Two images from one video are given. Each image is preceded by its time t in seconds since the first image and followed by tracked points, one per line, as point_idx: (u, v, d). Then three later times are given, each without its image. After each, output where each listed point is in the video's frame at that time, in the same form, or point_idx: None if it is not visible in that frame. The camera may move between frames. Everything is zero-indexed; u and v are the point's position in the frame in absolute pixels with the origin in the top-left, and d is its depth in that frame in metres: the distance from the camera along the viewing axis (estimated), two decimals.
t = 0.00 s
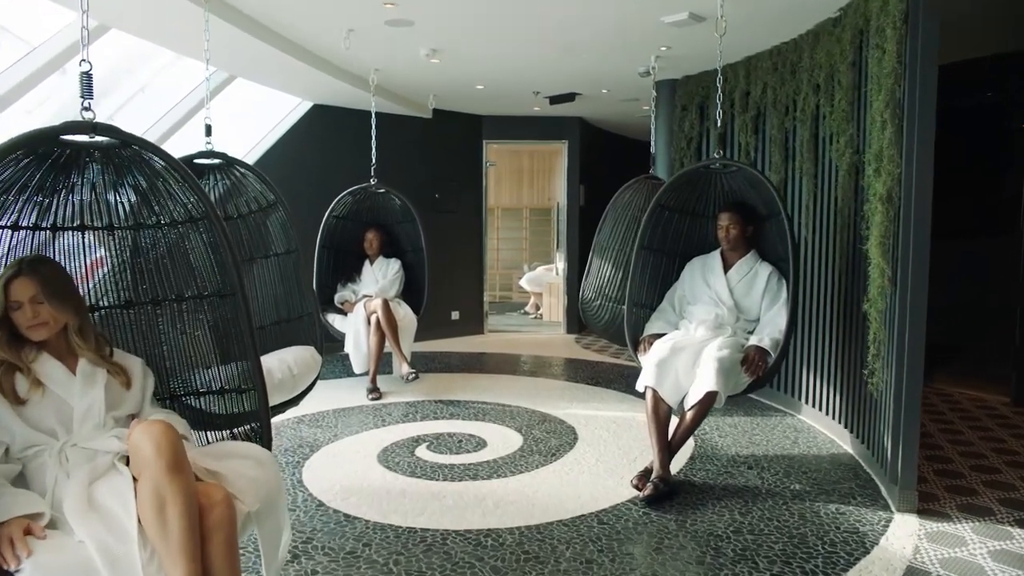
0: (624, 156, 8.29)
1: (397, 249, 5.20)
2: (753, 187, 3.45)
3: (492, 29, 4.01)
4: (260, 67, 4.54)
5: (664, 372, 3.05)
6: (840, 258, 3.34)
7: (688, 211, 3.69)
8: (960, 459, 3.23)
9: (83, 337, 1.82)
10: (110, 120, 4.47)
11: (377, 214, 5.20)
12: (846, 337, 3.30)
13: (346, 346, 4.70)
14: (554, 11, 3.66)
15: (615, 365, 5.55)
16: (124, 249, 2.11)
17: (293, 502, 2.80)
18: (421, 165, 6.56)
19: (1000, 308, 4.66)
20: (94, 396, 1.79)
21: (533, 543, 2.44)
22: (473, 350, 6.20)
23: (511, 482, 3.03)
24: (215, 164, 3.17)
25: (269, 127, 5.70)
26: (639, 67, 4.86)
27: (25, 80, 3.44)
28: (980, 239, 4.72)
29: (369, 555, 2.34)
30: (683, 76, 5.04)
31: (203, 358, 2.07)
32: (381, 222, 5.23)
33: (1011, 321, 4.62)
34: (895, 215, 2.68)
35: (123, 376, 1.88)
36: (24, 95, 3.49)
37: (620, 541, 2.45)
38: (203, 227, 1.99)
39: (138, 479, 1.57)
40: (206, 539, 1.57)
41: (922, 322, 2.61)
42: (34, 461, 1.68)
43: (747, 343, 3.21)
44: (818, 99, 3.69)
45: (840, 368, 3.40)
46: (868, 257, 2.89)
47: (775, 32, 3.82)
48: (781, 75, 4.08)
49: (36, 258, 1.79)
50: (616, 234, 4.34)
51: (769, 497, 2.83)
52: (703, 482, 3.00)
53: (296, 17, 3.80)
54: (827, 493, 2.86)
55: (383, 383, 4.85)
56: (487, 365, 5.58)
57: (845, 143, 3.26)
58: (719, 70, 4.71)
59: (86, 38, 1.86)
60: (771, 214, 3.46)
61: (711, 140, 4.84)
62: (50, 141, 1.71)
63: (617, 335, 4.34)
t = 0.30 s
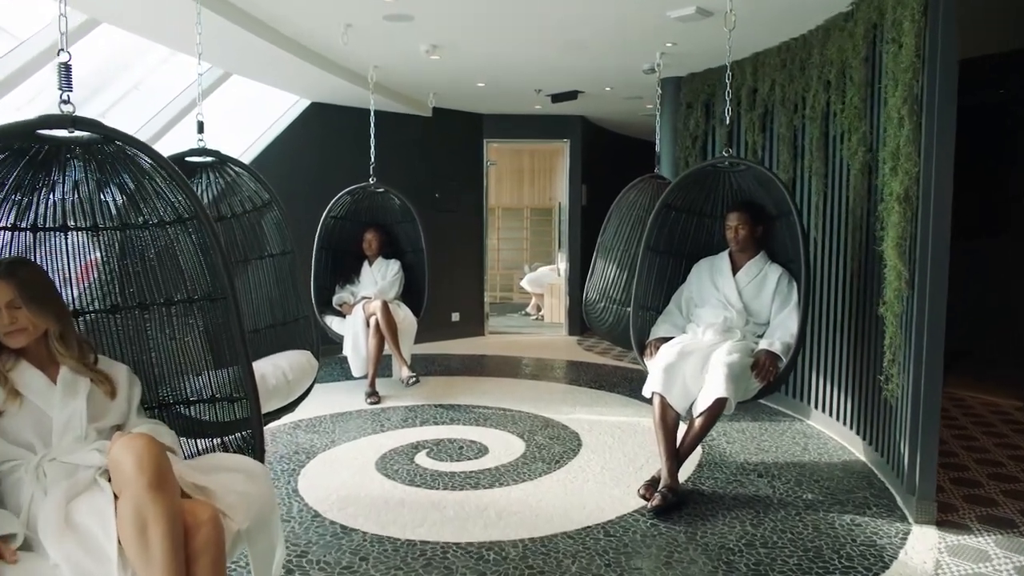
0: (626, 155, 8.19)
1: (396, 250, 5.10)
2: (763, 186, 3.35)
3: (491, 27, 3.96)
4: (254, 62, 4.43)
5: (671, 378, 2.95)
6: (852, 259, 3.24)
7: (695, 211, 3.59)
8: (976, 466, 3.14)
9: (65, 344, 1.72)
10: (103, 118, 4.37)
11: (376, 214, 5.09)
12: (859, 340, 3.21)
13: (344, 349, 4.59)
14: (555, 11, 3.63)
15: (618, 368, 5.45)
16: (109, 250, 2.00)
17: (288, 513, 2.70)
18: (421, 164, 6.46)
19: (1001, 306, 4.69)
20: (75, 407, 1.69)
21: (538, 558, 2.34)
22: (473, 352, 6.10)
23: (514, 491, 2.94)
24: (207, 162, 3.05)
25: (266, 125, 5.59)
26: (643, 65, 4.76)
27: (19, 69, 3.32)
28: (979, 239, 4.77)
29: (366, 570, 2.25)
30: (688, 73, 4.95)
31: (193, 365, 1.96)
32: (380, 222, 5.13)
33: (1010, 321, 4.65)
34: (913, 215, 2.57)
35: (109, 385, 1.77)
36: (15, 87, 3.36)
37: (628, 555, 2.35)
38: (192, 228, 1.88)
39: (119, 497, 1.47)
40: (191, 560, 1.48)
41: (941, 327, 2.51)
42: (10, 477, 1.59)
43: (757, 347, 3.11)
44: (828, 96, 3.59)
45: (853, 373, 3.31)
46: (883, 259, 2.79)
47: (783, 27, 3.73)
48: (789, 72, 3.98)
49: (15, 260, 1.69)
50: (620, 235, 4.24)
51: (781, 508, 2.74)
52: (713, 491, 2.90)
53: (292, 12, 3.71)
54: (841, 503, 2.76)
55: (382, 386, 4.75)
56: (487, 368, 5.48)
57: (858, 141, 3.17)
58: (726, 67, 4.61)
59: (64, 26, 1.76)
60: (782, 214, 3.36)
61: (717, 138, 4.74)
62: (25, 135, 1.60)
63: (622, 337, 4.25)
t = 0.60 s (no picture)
0: (628, 154, 8.11)
1: (395, 250, 5.02)
2: (770, 185, 3.27)
3: (491, 23, 3.88)
4: (249, 59, 4.35)
5: (677, 382, 2.88)
6: (862, 260, 3.16)
7: (701, 210, 3.51)
8: (990, 472, 3.05)
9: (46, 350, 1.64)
10: (96, 116, 4.30)
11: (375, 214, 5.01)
12: (870, 342, 3.12)
13: (342, 350, 4.51)
14: (554, 9, 3.61)
15: (621, 370, 5.37)
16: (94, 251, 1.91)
17: (282, 522, 2.62)
18: (421, 163, 6.38)
19: (1009, 304, 4.69)
20: (56, 416, 1.61)
21: (540, 569, 2.26)
22: (473, 353, 6.02)
23: (515, 498, 2.86)
24: (199, 161, 2.98)
25: (263, 124, 5.51)
26: (646, 62, 4.68)
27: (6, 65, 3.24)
28: (991, 238, 4.77)
29: None
30: (691, 70, 4.87)
31: (183, 371, 1.88)
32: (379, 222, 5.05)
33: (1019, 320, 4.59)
34: (927, 214, 2.49)
35: (92, 393, 1.69)
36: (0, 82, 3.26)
37: (633, 567, 2.27)
38: (178, 226, 1.80)
39: (98, 512, 1.39)
40: None
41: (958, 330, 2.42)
42: None
43: (765, 350, 3.03)
44: (836, 92, 3.51)
45: (864, 377, 3.23)
46: (896, 259, 2.70)
47: (790, 22, 3.65)
48: (796, 69, 3.90)
49: None
50: (623, 235, 4.15)
51: (791, 516, 2.66)
52: (720, 499, 2.82)
53: (288, 7, 3.64)
54: (852, 511, 2.68)
55: (380, 389, 4.67)
56: (488, 370, 5.40)
57: (868, 139, 3.09)
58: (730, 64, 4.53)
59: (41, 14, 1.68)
60: (789, 214, 3.28)
61: (721, 137, 4.66)
62: None
63: (625, 339, 4.17)
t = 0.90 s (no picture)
0: (630, 152, 8.02)
1: (393, 250, 4.92)
2: (778, 183, 3.18)
3: (489, 16, 3.78)
4: (242, 53, 4.25)
5: (682, 386, 2.78)
6: (874, 260, 3.07)
7: (707, 209, 3.41)
8: (1005, 479, 2.96)
9: (15, 354, 1.55)
10: (87, 112, 4.22)
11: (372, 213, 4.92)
12: (882, 345, 3.03)
13: (338, 352, 4.41)
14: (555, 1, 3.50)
15: (623, 371, 5.28)
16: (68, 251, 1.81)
17: (273, 532, 2.53)
18: (419, 161, 6.28)
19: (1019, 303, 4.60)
20: (26, 425, 1.51)
21: None
22: (473, 355, 5.93)
23: (515, 506, 2.76)
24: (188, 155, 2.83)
25: (257, 122, 5.41)
26: (649, 57, 4.59)
27: None
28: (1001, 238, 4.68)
29: None
30: (695, 66, 4.78)
31: (165, 376, 1.79)
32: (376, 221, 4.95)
33: None
34: (944, 212, 2.39)
35: (66, 401, 1.59)
36: None
37: None
38: (159, 224, 1.71)
39: (69, 532, 1.30)
40: None
41: (976, 333, 2.32)
42: None
43: (773, 353, 2.94)
44: (846, 88, 3.42)
45: (875, 381, 3.13)
46: (910, 259, 2.61)
47: (797, 15, 3.55)
48: (804, 63, 3.80)
49: None
50: (626, 234, 4.05)
51: (801, 526, 2.56)
52: (727, 507, 2.73)
53: None
54: (864, 521, 2.58)
55: (377, 392, 4.57)
56: (488, 371, 5.31)
57: (880, 135, 3.00)
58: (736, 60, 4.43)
59: None
60: (797, 213, 3.19)
61: (726, 134, 4.57)
62: None
63: (627, 341, 4.08)
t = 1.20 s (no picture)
0: (631, 152, 7.92)
1: (390, 252, 4.83)
2: (786, 184, 3.08)
3: (489, 12, 3.67)
4: (235, 51, 4.15)
5: (688, 395, 2.68)
6: (886, 263, 2.97)
7: (712, 211, 3.31)
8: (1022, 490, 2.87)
9: None
10: (77, 111, 4.14)
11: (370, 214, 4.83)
12: (894, 351, 2.94)
13: (332, 356, 4.31)
14: None
15: (625, 375, 5.18)
16: (38, 257, 1.70)
17: (264, 547, 2.43)
18: (418, 161, 6.18)
19: None
20: None
21: None
22: (473, 358, 5.83)
23: (515, 520, 2.66)
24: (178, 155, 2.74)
25: (253, 121, 5.31)
26: (652, 55, 4.49)
27: None
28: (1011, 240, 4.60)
29: None
30: (699, 64, 4.68)
31: (143, 389, 1.70)
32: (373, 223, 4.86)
33: None
34: (963, 215, 2.28)
35: (36, 416, 1.50)
36: None
37: None
38: (138, 228, 1.62)
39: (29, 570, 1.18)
40: None
41: (998, 341, 2.22)
42: None
43: (782, 360, 2.84)
44: (855, 86, 3.32)
45: (887, 388, 3.03)
46: (926, 264, 2.51)
47: (805, 11, 3.45)
48: (811, 61, 3.70)
49: None
50: (628, 236, 3.95)
51: (813, 541, 2.46)
52: (735, 521, 2.63)
53: None
54: (878, 535, 2.48)
55: (374, 397, 4.48)
56: (487, 375, 5.21)
57: (892, 134, 2.90)
58: (741, 58, 4.34)
59: None
60: (806, 214, 3.10)
61: (731, 133, 4.47)
62: None
63: (630, 346, 3.98)
